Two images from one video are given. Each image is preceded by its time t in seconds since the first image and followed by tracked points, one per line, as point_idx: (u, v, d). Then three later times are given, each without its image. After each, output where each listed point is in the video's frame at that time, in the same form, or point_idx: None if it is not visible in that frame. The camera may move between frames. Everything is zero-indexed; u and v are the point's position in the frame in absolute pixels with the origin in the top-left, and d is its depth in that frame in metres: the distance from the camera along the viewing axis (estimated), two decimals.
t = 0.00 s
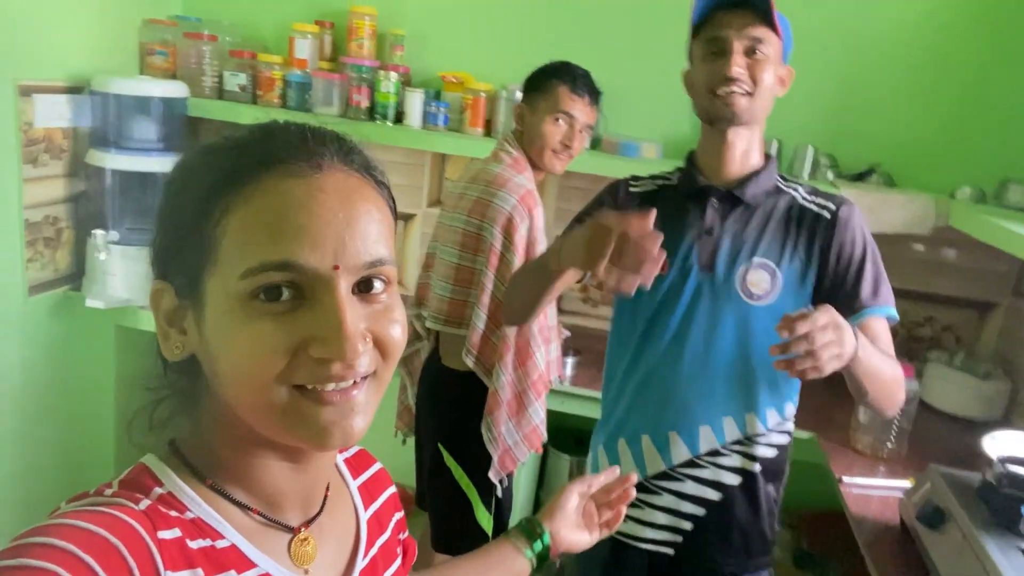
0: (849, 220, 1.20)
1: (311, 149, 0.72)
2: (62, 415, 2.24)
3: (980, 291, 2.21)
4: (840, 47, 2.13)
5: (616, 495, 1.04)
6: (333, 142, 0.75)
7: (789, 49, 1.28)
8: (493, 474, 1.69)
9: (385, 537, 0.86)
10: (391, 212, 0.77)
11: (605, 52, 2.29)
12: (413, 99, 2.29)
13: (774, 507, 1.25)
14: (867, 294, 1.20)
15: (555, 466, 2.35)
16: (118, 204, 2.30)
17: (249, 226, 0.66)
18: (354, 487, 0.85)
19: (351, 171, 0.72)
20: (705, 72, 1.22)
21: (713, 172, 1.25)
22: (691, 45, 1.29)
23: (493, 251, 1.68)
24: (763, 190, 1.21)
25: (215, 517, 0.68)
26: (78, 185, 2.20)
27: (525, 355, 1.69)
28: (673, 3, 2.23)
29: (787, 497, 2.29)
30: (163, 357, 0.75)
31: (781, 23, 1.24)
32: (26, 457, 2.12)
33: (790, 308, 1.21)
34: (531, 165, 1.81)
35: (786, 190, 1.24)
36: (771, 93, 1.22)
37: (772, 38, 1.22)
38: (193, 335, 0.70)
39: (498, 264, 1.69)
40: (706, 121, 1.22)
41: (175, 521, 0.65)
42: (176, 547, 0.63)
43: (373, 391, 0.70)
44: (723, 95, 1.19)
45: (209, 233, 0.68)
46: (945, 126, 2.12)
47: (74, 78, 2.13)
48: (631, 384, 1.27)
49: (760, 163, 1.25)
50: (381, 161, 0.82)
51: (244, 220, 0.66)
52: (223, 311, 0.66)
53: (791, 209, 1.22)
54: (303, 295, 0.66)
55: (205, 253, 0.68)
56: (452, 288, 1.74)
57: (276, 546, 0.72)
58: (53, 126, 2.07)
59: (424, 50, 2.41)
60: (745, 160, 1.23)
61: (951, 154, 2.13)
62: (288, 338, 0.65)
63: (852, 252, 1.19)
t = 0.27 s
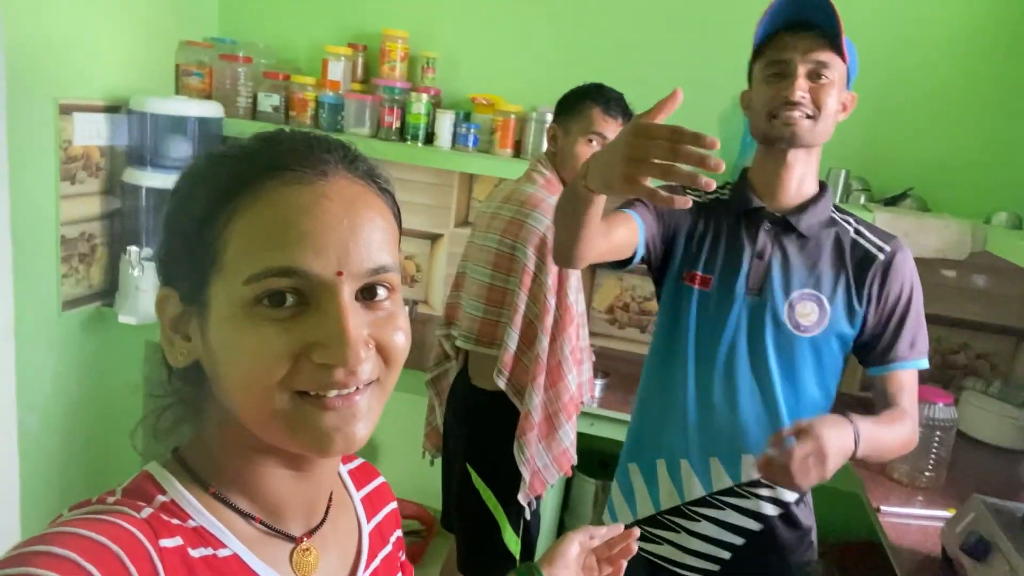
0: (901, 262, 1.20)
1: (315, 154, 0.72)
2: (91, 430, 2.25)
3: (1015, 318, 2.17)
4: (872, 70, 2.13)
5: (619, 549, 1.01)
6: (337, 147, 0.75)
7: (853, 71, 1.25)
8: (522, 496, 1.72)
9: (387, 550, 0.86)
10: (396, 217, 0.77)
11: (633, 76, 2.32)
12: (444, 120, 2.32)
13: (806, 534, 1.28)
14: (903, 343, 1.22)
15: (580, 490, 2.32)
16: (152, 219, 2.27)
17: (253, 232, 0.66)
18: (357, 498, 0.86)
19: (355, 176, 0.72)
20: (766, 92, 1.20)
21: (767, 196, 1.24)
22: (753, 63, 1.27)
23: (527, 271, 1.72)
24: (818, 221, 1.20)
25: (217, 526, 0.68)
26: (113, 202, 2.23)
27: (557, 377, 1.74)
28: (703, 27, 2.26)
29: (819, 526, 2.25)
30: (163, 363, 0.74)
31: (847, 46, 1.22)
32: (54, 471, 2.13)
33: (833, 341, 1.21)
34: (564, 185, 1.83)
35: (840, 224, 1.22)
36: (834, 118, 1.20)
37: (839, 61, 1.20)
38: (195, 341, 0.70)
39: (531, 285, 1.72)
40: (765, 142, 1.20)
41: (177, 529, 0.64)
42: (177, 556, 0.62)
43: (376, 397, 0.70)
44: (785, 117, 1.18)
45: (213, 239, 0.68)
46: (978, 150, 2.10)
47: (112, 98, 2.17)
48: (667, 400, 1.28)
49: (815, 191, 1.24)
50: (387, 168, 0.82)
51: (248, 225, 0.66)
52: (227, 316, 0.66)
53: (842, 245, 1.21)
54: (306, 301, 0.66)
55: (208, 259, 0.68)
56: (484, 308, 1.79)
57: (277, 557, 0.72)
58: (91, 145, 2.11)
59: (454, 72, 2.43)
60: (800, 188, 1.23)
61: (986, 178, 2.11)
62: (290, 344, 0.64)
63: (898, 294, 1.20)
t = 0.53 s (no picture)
0: (952, 271, 1.19)
1: (309, 143, 0.72)
2: (119, 445, 2.25)
3: None
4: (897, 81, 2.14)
5: None
6: (330, 137, 0.74)
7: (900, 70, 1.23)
8: (555, 510, 1.74)
9: (388, 546, 0.85)
10: (392, 206, 0.76)
11: (657, 88, 2.32)
12: (470, 134, 2.33)
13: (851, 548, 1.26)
14: (951, 353, 1.22)
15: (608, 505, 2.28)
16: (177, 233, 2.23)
17: (248, 220, 0.66)
18: (360, 492, 0.85)
19: (348, 164, 0.72)
20: (813, 93, 1.18)
21: (813, 200, 1.22)
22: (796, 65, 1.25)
23: (559, 282, 1.76)
24: (868, 229, 1.19)
25: (216, 518, 0.67)
26: (144, 217, 2.26)
27: (589, 390, 1.78)
28: (727, 36, 2.25)
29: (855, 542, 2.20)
30: (165, 354, 0.75)
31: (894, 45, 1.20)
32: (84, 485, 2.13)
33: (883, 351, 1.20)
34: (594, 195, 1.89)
35: (890, 232, 1.20)
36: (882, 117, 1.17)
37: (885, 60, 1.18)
38: (194, 333, 0.70)
39: (563, 295, 1.77)
40: (811, 143, 1.18)
41: (176, 521, 0.64)
42: (176, 550, 0.62)
43: (376, 384, 0.69)
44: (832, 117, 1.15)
45: (208, 229, 0.68)
46: (1008, 160, 2.12)
47: (144, 114, 2.21)
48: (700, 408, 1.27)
49: (861, 197, 1.22)
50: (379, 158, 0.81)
51: (242, 214, 0.66)
52: (223, 306, 0.66)
53: (892, 254, 1.20)
54: (303, 288, 0.65)
55: (204, 250, 0.68)
56: (516, 319, 1.84)
57: (275, 550, 0.71)
58: (123, 160, 2.14)
59: (480, 85, 2.45)
60: (848, 191, 1.20)
61: (1015, 187, 2.13)
62: (288, 331, 0.64)
63: (947, 304, 1.20)
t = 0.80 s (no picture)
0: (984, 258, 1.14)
1: (298, 118, 0.71)
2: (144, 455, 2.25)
3: None
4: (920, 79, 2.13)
5: None
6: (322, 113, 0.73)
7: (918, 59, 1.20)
8: (585, 516, 1.74)
9: (383, 530, 0.84)
10: (385, 185, 0.75)
11: (678, 91, 2.31)
12: (490, 140, 2.33)
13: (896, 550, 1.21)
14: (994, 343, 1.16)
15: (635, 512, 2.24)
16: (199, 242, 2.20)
17: (234, 194, 0.65)
18: (355, 476, 0.84)
19: (338, 140, 0.71)
20: (827, 85, 1.16)
21: (834, 194, 1.18)
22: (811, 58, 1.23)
23: (584, 284, 1.75)
24: (893, 219, 1.15)
25: (209, 494, 0.65)
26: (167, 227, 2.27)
27: (616, 395, 1.77)
28: (747, 37, 2.24)
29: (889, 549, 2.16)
30: (163, 331, 0.74)
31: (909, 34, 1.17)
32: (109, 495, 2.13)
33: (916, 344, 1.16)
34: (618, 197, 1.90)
35: (914, 221, 1.16)
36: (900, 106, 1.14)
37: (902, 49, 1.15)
38: (188, 308, 0.69)
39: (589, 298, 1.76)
40: (828, 136, 1.15)
41: (169, 496, 0.62)
42: (168, 524, 0.60)
43: (366, 361, 0.68)
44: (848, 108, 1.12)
45: (197, 204, 0.67)
46: None
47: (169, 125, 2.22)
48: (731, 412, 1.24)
49: (884, 188, 1.18)
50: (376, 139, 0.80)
51: (229, 188, 0.65)
52: (210, 280, 0.65)
53: (921, 243, 1.15)
54: (288, 263, 0.65)
55: (195, 225, 0.67)
56: (541, 322, 1.83)
57: (264, 529, 0.69)
58: (148, 171, 2.15)
59: (499, 92, 2.45)
60: (869, 182, 1.17)
61: None
62: (270, 305, 0.63)
63: (983, 292, 1.14)
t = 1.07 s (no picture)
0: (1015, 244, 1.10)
1: (293, 119, 0.69)
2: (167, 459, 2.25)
3: None
4: (949, 78, 2.09)
5: None
6: (317, 112, 0.72)
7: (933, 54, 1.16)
8: (611, 524, 1.73)
9: (391, 531, 0.82)
10: (383, 185, 0.74)
11: (701, 91, 2.28)
12: (513, 143, 2.31)
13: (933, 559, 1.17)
14: None
15: (660, 518, 2.21)
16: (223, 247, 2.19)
17: (227, 197, 0.64)
18: (362, 477, 0.82)
19: (333, 140, 0.69)
20: (839, 85, 1.13)
21: (854, 193, 1.15)
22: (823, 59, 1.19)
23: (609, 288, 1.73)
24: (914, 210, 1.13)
25: (213, 499, 0.64)
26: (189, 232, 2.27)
27: (641, 399, 1.75)
28: (771, 37, 2.21)
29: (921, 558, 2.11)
30: (163, 335, 0.73)
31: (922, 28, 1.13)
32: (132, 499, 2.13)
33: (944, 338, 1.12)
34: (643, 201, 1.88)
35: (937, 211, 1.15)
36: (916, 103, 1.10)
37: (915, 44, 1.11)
38: (187, 311, 0.68)
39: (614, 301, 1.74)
40: (844, 136, 1.12)
41: (172, 502, 0.61)
42: (171, 529, 0.59)
43: (364, 364, 0.67)
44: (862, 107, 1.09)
45: (192, 207, 0.66)
46: None
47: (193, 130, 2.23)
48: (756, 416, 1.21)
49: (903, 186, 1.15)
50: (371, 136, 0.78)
51: (223, 190, 0.64)
52: (205, 284, 0.64)
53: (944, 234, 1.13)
54: (282, 265, 0.64)
55: (191, 228, 0.66)
56: (566, 327, 1.81)
57: (271, 533, 0.68)
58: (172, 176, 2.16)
59: (521, 95, 2.44)
60: (890, 180, 1.13)
61: None
62: (263, 308, 0.62)
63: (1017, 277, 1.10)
